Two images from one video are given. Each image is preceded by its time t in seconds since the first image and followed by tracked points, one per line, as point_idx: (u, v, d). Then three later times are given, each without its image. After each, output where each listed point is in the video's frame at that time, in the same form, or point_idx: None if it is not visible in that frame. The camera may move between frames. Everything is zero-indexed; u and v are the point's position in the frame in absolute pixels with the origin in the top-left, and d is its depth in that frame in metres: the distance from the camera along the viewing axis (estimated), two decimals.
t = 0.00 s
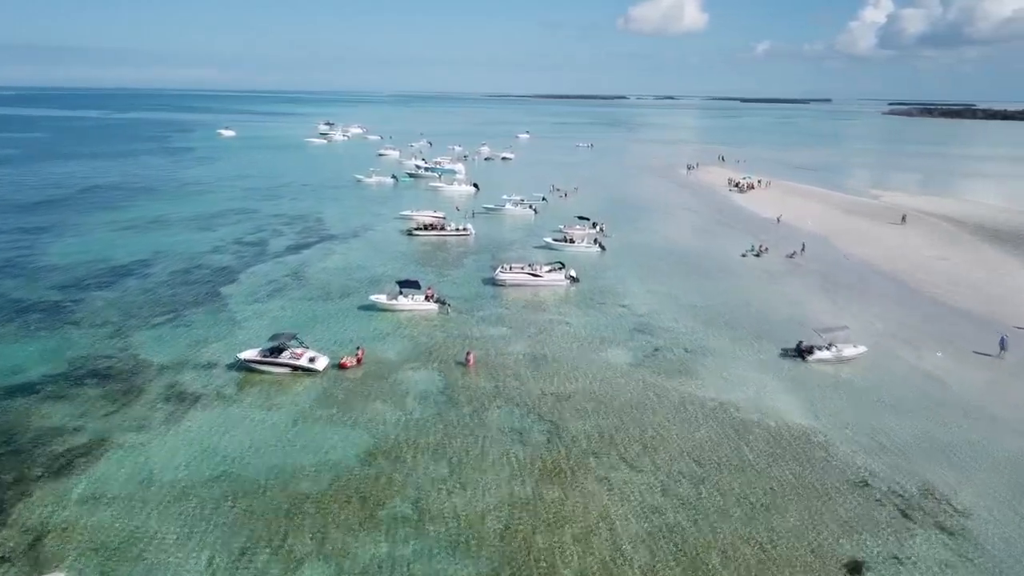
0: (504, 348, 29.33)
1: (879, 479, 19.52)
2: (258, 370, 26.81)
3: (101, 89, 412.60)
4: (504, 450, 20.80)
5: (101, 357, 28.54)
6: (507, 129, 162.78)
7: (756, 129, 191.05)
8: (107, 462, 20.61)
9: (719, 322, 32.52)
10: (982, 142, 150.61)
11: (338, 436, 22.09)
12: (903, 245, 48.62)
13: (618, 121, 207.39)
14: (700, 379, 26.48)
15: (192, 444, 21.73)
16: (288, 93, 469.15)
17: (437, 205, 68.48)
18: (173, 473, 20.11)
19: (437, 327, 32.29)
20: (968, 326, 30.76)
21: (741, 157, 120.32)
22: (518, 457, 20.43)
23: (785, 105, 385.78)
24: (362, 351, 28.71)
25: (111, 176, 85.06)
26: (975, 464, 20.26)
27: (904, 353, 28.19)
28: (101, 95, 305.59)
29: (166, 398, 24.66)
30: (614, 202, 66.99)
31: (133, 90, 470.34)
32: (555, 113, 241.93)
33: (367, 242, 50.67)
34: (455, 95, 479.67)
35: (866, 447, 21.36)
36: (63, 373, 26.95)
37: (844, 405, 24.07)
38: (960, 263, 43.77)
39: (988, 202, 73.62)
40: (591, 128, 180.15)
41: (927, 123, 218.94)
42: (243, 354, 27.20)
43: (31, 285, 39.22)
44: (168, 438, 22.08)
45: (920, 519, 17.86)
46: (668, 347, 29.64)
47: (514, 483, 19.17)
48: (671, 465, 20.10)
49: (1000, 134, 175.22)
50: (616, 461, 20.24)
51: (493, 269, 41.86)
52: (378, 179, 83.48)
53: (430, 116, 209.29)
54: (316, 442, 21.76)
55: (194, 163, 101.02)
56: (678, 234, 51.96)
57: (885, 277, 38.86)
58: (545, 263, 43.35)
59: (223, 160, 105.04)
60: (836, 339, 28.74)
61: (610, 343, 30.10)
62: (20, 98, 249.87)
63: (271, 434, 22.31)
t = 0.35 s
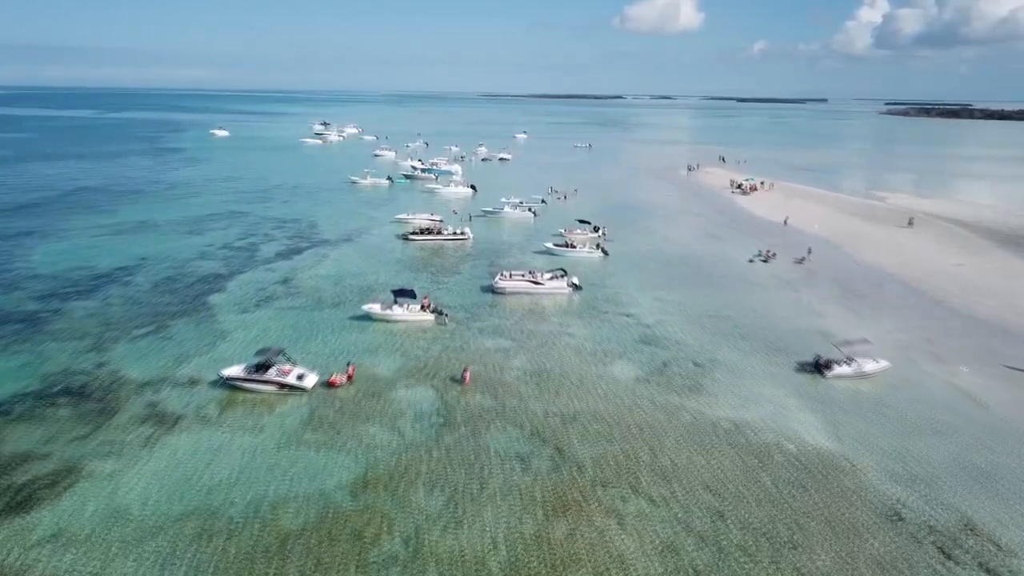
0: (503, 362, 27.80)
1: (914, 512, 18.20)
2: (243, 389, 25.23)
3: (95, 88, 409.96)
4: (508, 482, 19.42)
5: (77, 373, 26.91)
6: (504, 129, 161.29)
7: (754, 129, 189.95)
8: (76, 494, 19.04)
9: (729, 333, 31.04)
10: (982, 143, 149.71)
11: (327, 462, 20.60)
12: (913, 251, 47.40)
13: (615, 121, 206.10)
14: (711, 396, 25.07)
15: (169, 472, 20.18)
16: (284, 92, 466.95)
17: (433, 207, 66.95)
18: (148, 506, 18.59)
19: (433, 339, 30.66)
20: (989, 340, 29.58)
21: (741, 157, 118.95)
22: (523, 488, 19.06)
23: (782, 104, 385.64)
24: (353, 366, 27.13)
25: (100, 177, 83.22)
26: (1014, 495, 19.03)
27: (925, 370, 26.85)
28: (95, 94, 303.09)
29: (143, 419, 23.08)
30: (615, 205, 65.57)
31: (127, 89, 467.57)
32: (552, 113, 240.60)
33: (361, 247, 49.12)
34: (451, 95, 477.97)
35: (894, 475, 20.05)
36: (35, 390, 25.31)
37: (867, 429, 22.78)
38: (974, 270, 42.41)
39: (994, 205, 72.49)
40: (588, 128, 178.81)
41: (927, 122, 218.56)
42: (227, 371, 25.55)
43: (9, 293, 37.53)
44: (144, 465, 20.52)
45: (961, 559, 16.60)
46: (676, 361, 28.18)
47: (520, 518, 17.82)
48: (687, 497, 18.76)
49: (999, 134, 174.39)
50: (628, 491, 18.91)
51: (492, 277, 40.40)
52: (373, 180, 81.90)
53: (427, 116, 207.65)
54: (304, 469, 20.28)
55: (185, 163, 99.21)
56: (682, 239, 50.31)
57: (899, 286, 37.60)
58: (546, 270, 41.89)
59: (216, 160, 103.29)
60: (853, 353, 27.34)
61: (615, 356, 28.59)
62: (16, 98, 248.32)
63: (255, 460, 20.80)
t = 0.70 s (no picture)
0: (506, 380, 26.09)
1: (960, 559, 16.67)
2: (225, 410, 23.48)
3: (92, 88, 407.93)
4: (514, 521, 17.85)
5: (49, 392, 25.11)
6: (503, 129, 159.57)
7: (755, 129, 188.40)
8: (38, 541, 17.35)
9: (744, 347, 29.29)
10: (985, 143, 148.44)
11: (317, 498, 18.97)
12: (929, 256, 45.67)
13: (616, 121, 204.42)
14: (729, 418, 23.42)
15: (141, 510, 18.49)
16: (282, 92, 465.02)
17: (432, 210, 65.13)
18: (119, 554, 16.99)
19: (431, 354, 28.87)
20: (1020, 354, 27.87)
21: (744, 158, 117.27)
22: (531, 529, 17.52)
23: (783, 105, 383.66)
24: (345, 386, 25.37)
25: (91, 179, 81.46)
26: None
27: (957, 388, 25.11)
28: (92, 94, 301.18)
29: (115, 447, 21.30)
30: (618, 207, 63.79)
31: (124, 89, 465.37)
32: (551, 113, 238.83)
33: (356, 252, 47.31)
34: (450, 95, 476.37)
35: (936, 513, 18.43)
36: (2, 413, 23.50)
37: (900, 456, 21.15)
38: (995, 276, 40.67)
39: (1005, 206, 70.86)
40: (588, 128, 177.11)
41: (928, 122, 217.21)
42: (208, 390, 23.83)
43: None
44: (114, 502, 18.79)
45: None
46: (689, 379, 26.48)
47: (528, 566, 16.29)
48: (711, 540, 17.23)
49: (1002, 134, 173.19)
50: (646, 533, 17.38)
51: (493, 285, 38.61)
52: (370, 182, 80.10)
53: (425, 116, 205.80)
54: (291, 506, 18.66)
55: (180, 164, 97.40)
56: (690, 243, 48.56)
57: (920, 293, 35.88)
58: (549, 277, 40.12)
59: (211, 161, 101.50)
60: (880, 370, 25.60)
61: (624, 374, 26.87)
62: (12, 99, 245.89)
63: (237, 496, 19.12)
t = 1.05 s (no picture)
0: (508, 401, 24.45)
1: None
2: (205, 435, 21.72)
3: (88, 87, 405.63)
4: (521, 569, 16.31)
5: (17, 416, 23.36)
6: (502, 129, 157.92)
7: (755, 129, 187.01)
8: None
9: (760, 364, 27.67)
10: (988, 143, 147.21)
11: (306, 539, 17.33)
12: (945, 262, 44.08)
13: (615, 121, 202.93)
14: (751, 443, 21.81)
15: (113, 554, 16.86)
16: (279, 92, 463.36)
17: (429, 213, 63.42)
18: None
19: (428, 371, 27.16)
20: None
21: (747, 158, 115.59)
22: None
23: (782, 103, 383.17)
24: (334, 408, 23.66)
25: (81, 180, 79.53)
26: None
27: (992, 411, 23.53)
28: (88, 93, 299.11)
29: (84, 478, 19.58)
30: (621, 210, 62.13)
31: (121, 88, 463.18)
32: (550, 112, 237.30)
33: (351, 258, 45.59)
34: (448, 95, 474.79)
35: (981, 559, 16.90)
36: None
37: (939, 489, 19.54)
38: (1016, 284, 39.06)
39: (1015, 208, 69.43)
40: (587, 128, 175.53)
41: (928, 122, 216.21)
42: (188, 413, 22.08)
43: None
44: (81, 544, 17.11)
45: None
46: (704, 399, 24.85)
47: None
48: None
49: (1001, 134, 172.50)
50: None
51: (493, 294, 36.91)
52: (366, 183, 78.36)
53: (423, 115, 203.82)
54: (277, 549, 17.02)
55: (172, 165, 95.48)
56: (697, 249, 46.87)
57: (942, 304, 34.23)
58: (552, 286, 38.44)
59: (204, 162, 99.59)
60: (908, 391, 23.97)
61: (634, 394, 25.23)
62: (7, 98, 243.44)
63: (218, 535, 17.46)
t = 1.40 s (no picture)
0: (511, 424, 22.82)
1: None
2: (183, 464, 20.15)
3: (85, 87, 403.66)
4: None
5: None
6: (501, 129, 156.42)
7: (756, 129, 185.66)
8: None
9: (777, 381, 26.10)
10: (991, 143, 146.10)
11: None
12: (961, 268, 42.57)
13: (615, 121, 201.55)
14: (773, 472, 20.24)
15: None
16: (277, 91, 461.74)
17: (428, 215, 61.78)
18: None
19: (425, 389, 25.52)
20: None
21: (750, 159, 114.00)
22: None
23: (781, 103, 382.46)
24: (323, 433, 22.07)
25: (71, 182, 77.76)
26: None
27: None
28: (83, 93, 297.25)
29: (47, 515, 17.99)
30: (624, 213, 60.52)
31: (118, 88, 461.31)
32: (548, 112, 235.84)
33: (346, 263, 43.95)
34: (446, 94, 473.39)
35: None
36: None
37: (982, 524, 18.01)
38: None
39: None
40: (587, 128, 174.08)
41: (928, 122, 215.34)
42: (164, 439, 20.51)
43: None
44: None
45: None
46: (722, 421, 23.26)
47: None
48: None
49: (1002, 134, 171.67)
50: None
51: (494, 304, 35.29)
52: (363, 184, 76.68)
53: (421, 115, 202.26)
54: None
55: (166, 166, 93.75)
56: (704, 254, 45.28)
57: (964, 313, 32.69)
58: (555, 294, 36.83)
59: (198, 163, 97.82)
60: (939, 412, 22.43)
61: (647, 414, 23.63)
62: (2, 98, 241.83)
63: None
